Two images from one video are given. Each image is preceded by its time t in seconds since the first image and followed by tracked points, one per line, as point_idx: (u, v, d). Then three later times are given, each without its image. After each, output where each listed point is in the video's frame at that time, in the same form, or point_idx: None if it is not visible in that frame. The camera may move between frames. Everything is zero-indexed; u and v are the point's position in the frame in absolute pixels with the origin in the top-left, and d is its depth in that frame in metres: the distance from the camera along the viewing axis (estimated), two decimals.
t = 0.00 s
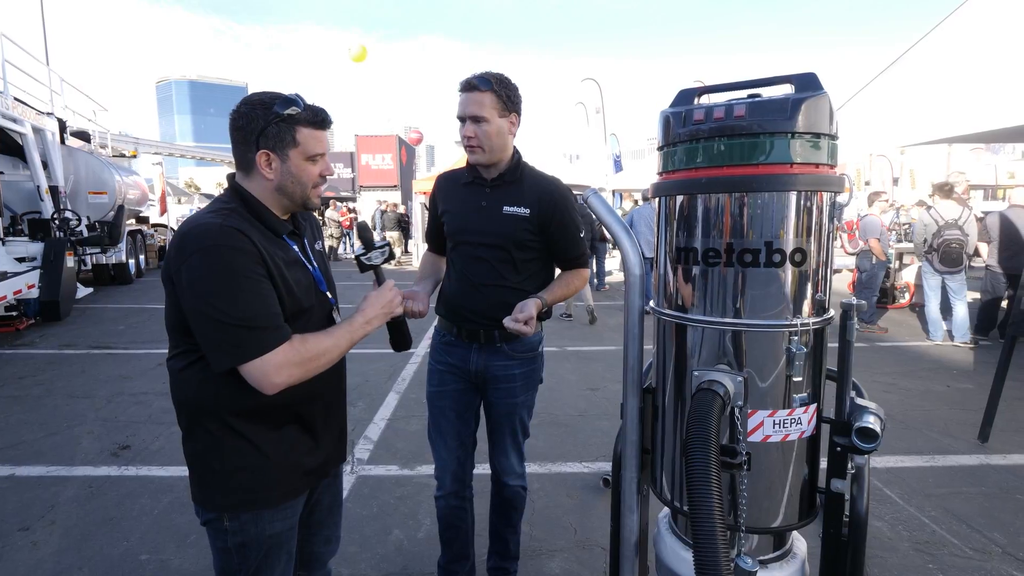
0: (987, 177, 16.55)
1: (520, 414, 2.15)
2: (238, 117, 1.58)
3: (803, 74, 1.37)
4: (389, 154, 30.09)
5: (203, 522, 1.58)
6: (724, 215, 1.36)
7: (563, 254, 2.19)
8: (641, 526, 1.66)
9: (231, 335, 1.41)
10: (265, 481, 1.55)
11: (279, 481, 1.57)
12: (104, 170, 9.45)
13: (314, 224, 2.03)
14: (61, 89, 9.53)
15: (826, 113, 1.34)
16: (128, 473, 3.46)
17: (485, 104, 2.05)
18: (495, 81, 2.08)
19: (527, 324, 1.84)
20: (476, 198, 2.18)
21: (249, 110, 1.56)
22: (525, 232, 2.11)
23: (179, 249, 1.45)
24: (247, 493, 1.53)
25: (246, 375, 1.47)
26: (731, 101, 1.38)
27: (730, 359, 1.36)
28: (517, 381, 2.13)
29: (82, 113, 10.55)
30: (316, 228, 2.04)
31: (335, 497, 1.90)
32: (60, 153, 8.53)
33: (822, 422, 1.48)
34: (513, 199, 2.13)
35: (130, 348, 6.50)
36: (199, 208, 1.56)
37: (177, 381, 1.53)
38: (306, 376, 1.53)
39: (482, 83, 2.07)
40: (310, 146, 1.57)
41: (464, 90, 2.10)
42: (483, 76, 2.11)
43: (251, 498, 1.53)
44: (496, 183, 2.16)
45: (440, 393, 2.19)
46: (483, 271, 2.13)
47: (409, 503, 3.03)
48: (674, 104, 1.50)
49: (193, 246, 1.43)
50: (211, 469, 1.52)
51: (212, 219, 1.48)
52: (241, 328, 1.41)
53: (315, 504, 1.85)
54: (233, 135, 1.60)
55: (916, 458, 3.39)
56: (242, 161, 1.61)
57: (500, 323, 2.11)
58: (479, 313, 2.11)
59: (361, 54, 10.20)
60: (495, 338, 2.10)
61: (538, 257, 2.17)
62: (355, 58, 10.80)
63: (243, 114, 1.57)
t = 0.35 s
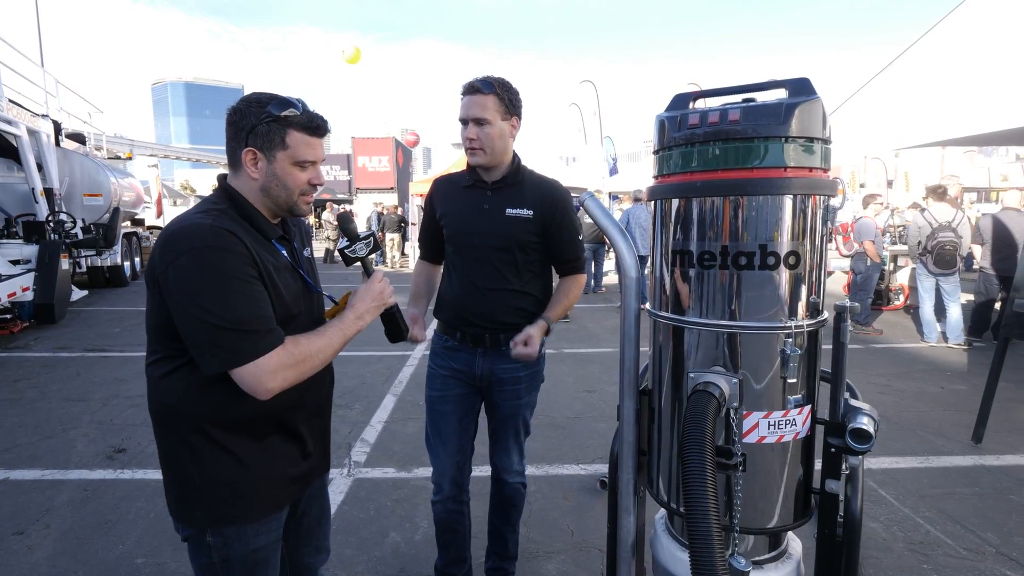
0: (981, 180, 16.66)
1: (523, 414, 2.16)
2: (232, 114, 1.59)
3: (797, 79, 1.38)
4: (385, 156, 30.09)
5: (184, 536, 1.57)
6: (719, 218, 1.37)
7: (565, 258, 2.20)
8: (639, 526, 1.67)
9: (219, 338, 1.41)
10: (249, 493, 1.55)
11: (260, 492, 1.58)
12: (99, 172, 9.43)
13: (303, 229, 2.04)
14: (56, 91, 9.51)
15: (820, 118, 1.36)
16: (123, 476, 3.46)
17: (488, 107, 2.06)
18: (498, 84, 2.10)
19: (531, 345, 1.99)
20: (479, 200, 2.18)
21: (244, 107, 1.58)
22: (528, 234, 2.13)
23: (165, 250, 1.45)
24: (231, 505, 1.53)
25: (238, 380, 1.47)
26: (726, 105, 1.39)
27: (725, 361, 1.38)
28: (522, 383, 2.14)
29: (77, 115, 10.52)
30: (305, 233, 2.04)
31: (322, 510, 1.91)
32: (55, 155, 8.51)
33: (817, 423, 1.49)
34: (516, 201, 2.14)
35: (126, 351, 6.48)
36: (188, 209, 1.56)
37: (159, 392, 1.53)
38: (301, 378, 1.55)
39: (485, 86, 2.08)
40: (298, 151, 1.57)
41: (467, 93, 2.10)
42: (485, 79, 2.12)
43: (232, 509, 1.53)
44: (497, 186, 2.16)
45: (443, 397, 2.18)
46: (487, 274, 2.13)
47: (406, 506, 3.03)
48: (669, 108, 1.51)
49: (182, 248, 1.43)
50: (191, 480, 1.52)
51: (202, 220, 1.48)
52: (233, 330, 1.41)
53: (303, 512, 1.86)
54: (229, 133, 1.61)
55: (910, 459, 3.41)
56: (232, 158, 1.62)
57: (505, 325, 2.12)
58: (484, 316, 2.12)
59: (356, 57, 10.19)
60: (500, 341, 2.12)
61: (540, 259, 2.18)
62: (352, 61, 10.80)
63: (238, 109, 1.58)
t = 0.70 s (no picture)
0: (977, 183, 16.71)
1: (529, 414, 2.19)
2: (224, 120, 1.60)
3: (795, 83, 1.39)
4: (384, 158, 30.09)
5: (187, 538, 1.56)
6: (718, 220, 1.38)
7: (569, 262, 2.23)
8: (637, 528, 1.67)
9: (237, 334, 1.42)
10: (256, 494, 1.56)
11: (268, 492, 1.58)
12: (97, 173, 9.42)
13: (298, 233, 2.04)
14: (54, 92, 9.51)
15: (818, 121, 1.37)
16: (122, 478, 3.45)
17: (509, 121, 2.08)
18: (510, 96, 2.11)
19: (581, 402, 2.30)
20: (483, 204, 2.15)
21: (235, 112, 1.58)
22: (533, 237, 2.15)
23: (166, 259, 1.44)
24: (239, 507, 1.53)
25: (269, 371, 1.49)
26: (724, 109, 1.40)
27: (723, 363, 1.39)
28: (531, 382, 2.18)
29: (75, 116, 10.52)
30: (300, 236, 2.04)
31: (326, 503, 1.92)
32: (52, 155, 8.51)
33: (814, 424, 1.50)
34: (521, 204, 2.15)
35: (123, 352, 6.48)
36: (183, 216, 1.55)
37: (164, 395, 1.52)
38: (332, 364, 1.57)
39: (504, 98, 2.08)
40: (287, 159, 1.57)
41: (486, 103, 2.05)
42: (498, 89, 2.10)
43: (240, 511, 1.54)
44: (500, 189, 2.15)
45: (451, 403, 2.15)
46: (495, 276, 2.12)
47: (405, 507, 3.04)
48: (668, 112, 1.52)
49: (187, 254, 1.43)
50: (198, 484, 1.52)
51: (204, 226, 1.49)
52: (253, 325, 1.43)
53: (303, 510, 1.86)
54: (220, 137, 1.62)
55: (907, 461, 3.42)
56: (223, 161, 1.64)
57: (513, 327, 2.13)
58: (495, 318, 2.11)
59: (353, 58, 10.18)
60: (510, 341, 2.12)
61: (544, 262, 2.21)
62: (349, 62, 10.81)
63: (229, 114, 1.59)
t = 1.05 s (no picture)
0: (971, 185, 16.80)
1: (529, 413, 2.22)
2: (243, 132, 1.63)
3: (789, 85, 1.41)
4: (379, 158, 30.03)
5: (211, 507, 1.61)
6: (715, 220, 1.39)
7: (561, 260, 2.26)
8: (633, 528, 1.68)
9: (258, 319, 1.44)
10: (275, 471, 1.59)
11: (288, 470, 1.61)
12: (91, 172, 9.36)
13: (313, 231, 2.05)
14: (48, 92, 9.46)
15: (813, 123, 1.38)
16: (116, 479, 3.44)
17: (500, 121, 2.05)
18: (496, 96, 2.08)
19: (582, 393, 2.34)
20: (474, 208, 2.15)
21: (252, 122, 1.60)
22: (527, 236, 2.16)
23: (191, 253, 1.48)
24: (258, 482, 1.56)
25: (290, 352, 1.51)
26: (720, 112, 1.41)
27: (719, 364, 1.40)
28: (530, 382, 2.19)
29: (69, 116, 10.47)
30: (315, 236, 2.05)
31: (329, 487, 1.92)
32: (46, 155, 8.46)
33: (808, 425, 1.51)
34: (512, 205, 2.16)
35: (117, 353, 6.45)
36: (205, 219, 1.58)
37: (192, 373, 1.56)
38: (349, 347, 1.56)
39: (493, 98, 2.04)
40: (298, 163, 1.58)
41: (478, 104, 2.00)
42: (484, 89, 2.06)
43: (260, 486, 1.57)
44: (489, 191, 2.15)
45: (453, 406, 2.14)
46: (492, 278, 2.12)
47: (401, 508, 3.04)
48: (665, 114, 1.53)
49: (207, 248, 1.46)
50: (221, 460, 1.56)
51: (224, 223, 1.51)
52: (272, 310, 1.44)
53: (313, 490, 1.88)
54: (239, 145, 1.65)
55: (901, 461, 3.44)
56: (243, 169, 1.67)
57: (514, 327, 2.13)
58: (495, 320, 2.11)
59: (348, 59, 10.16)
60: (510, 343, 2.13)
61: (538, 260, 2.23)
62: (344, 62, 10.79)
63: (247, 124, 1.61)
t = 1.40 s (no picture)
0: (966, 187, 16.86)
1: (520, 414, 2.21)
2: (243, 140, 1.65)
3: (786, 88, 1.42)
4: (377, 159, 30.00)
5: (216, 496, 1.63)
6: (713, 222, 1.40)
7: (547, 255, 2.27)
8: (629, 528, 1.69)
9: (249, 316, 1.44)
10: (274, 463, 1.59)
11: (288, 462, 1.61)
12: (87, 173, 9.35)
13: (323, 230, 2.04)
14: (44, 92, 9.43)
15: (808, 125, 1.39)
16: (112, 480, 3.43)
17: (482, 116, 2.06)
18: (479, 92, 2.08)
19: (560, 389, 2.26)
20: (460, 204, 2.14)
21: (250, 128, 1.61)
22: (513, 232, 2.17)
23: (195, 247, 1.51)
24: (257, 473, 1.57)
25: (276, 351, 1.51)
26: (716, 114, 1.42)
27: (716, 364, 1.40)
28: (520, 380, 2.19)
29: (65, 116, 10.44)
30: (324, 234, 2.05)
31: (331, 480, 1.92)
32: (42, 156, 8.43)
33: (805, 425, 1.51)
34: (498, 200, 2.16)
35: (113, 354, 6.43)
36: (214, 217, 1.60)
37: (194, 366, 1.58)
38: (332, 348, 1.55)
39: (474, 95, 2.05)
40: (304, 157, 1.60)
41: (460, 101, 2.02)
42: (465, 86, 2.07)
43: (258, 478, 1.57)
44: (474, 187, 2.15)
45: (440, 409, 2.14)
46: (480, 276, 2.12)
47: (398, 509, 3.04)
48: (662, 116, 1.54)
49: (207, 243, 1.48)
50: (223, 450, 1.57)
51: (227, 219, 1.53)
52: (263, 308, 1.45)
53: (314, 484, 1.88)
54: (241, 152, 1.66)
55: (896, 462, 3.45)
56: (249, 175, 1.67)
57: (502, 326, 2.14)
58: (484, 319, 2.11)
59: (343, 59, 10.13)
60: (498, 342, 2.13)
61: (525, 255, 2.24)
62: (338, 63, 10.78)
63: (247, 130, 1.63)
